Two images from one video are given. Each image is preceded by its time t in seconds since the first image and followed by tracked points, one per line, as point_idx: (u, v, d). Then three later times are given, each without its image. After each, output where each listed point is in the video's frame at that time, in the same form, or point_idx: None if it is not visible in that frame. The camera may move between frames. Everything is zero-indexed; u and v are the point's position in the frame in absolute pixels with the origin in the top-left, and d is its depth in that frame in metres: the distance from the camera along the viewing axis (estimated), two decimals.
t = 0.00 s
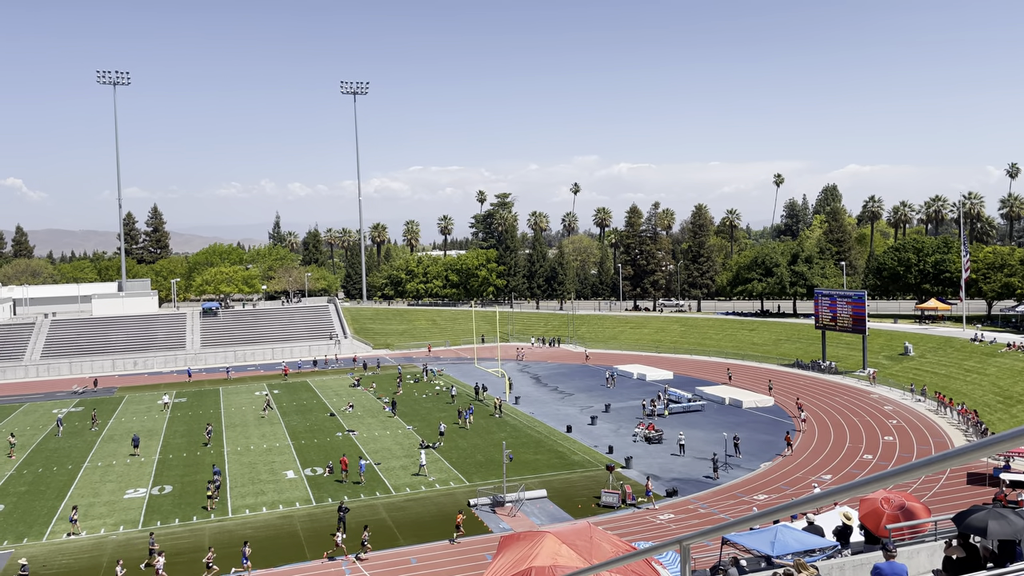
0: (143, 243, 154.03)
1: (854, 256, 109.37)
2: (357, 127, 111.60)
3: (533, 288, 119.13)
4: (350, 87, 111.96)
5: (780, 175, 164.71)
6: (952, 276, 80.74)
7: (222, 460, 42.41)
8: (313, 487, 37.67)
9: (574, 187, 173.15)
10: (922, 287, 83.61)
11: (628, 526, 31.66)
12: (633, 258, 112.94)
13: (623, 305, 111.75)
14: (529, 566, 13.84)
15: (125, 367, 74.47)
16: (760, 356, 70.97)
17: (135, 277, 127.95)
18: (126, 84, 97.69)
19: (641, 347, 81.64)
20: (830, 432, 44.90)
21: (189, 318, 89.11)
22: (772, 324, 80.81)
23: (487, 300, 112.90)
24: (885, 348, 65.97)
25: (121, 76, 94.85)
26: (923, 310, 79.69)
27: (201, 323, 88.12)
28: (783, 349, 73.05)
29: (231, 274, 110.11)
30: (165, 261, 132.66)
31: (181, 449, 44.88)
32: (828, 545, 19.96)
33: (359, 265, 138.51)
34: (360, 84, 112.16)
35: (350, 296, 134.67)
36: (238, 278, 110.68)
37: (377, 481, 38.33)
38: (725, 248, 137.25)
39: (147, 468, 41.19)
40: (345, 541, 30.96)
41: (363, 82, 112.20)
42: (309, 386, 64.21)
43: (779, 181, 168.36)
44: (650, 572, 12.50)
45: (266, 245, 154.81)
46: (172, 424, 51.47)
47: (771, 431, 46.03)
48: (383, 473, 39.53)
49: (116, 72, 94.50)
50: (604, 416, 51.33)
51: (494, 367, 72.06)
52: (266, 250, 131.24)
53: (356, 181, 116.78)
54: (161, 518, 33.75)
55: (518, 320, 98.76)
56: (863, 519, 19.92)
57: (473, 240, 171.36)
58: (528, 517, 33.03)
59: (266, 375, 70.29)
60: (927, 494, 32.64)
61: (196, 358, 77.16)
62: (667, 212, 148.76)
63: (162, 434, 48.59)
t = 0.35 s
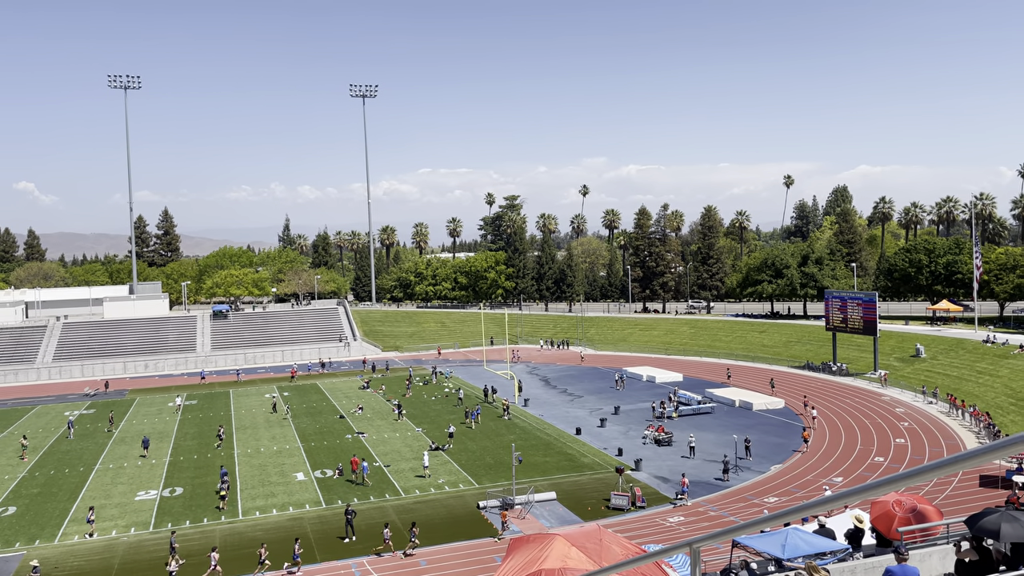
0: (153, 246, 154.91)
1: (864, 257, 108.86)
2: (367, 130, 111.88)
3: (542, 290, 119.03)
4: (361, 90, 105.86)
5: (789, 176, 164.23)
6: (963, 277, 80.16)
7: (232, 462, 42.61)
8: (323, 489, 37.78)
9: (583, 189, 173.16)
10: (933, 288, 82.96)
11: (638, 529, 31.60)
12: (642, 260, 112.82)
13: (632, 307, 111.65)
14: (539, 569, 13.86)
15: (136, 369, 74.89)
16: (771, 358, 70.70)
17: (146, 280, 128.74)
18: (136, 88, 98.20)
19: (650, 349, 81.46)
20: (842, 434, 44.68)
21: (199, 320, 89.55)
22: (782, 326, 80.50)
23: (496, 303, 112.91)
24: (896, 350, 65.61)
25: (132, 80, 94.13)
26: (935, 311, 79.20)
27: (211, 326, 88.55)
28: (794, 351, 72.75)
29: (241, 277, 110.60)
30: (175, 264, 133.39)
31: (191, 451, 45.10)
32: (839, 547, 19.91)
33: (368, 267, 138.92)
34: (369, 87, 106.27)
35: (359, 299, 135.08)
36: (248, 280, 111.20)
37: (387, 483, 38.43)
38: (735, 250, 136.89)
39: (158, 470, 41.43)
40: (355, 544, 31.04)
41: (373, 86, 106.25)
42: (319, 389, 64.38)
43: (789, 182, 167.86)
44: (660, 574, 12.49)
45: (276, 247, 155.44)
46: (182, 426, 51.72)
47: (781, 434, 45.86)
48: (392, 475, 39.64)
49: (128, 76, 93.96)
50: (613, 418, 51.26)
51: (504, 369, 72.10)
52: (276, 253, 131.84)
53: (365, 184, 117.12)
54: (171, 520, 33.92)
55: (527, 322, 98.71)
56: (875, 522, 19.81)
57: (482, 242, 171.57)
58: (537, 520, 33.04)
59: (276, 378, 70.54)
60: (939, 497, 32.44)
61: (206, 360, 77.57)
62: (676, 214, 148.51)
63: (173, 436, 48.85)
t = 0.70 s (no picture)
0: (166, 248, 155.93)
1: (876, 258, 108.28)
2: (377, 132, 112.34)
3: (553, 292, 119.00)
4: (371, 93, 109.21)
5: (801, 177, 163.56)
6: (976, 278, 79.34)
7: (244, 463, 42.86)
8: (334, 490, 37.92)
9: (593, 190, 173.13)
10: (946, 289, 82.16)
11: (649, 531, 31.52)
12: (652, 262, 112.63)
13: (643, 308, 111.44)
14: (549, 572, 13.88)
15: (148, 371, 75.43)
16: (782, 360, 70.39)
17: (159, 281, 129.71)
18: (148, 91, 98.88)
19: (661, 350, 81.26)
20: (854, 436, 44.41)
21: (211, 322, 90.11)
22: (793, 327, 80.13)
23: (506, 304, 112.96)
24: (909, 351, 65.19)
25: (144, 84, 96.12)
26: (948, 312, 78.60)
27: (223, 327, 89.06)
28: (806, 353, 72.37)
29: (253, 279, 111.21)
30: (187, 266, 134.29)
31: (203, 452, 45.40)
32: (851, 550, 19.83)
33: (379, 269, 139.36)
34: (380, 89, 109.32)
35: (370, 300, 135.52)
36: (259, 282, 111.78)
37: (397, 484, 38.53)
38: (746, 251, 136.42)
39: (170, 471, 41.74)
40: (365, 545, 31.12)
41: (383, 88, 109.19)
42: (330, 390, 64.64)
43: (800, 182, 167.19)
44: None
45: (287, 249, 156.17)
46: (194, 427, 52.06)
47: (793, 435, 45.63)
48: (402, 477, 39.73)
49: (139, 80, 95.59)
50: (624, 420, 51.15)
51: (514, 370, 72.12)
52: (287, 255, 132.52)
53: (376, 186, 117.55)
54: (183, 521, 34.14)
55: (538, 323, 98.70)
56: (887, 523, 19.68)
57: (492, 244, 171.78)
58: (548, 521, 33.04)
59: (287, 379, 70.85)
60: (952, 499, 32.20)
61: (218, 362, 78.05)
62: (687, 215, 148.23)
63: (185, 437, 49.16)
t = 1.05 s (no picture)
0: (180, 249, 157.21)
1: (891, 258, 107.47)
2: (390, 133, 112.92)
3: (565, 292, 118.92)
4: (385, 94, 108.07)
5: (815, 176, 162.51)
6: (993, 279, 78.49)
7: (258, 463, 43.16)
8: (347, 491, 38.10)
9: (605, 190, 172.99)
10: (962, 289, 81.46)
11: (661, 532, 31.49)
12: (665, 262, 112.35)
13: (655, 308, 111.21)
14: (561, 572, 13.93)
15: (163, 371, 76.09)
16: (796, 360, 70.05)
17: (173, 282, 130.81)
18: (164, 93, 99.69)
19: (674, 350, 81.04)
20: (868, 437, 44.15)
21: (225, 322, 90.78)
22: (807, 328, 79.70)
23: (518, 304, 113.03)
24: (924, 352, 64.70)
25: (158, 86, 97.21)
26: (964, 313, 77.87)
27: (237, 327, 89.67)
28: (819, 353, 71.94)
29: (266, 279, 111.84)
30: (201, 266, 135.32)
31: (216, 452, 45.76)
32: (867, 552, 19.76)
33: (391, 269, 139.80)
34: (393, 91, 108.16)
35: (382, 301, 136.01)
36: (273, 283, 112.42)
37: (410, 484, 38.68)
38: (759, 251, 135.81)
39: (185, 471, 42.10)
40: (376, 545, 31.27)
41: (396, 90, 108.06)
42: (343, 390, 64.95)
43: (813, 182, 166.16)
44: None
45: (300, 250, 156.99)
46: (208, 427, 52.50)
47: (807, 437, 45.37)
48: (414, 477, 39.85)
49: (154, 82, 95.97)
50: (637, 421, 51.08)
51: (526, 370, 72.16)
52: (300, 256, 133.23)
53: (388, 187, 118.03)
54: (198, 521, 34.40)
55: (550, 324, 98.70)
56: (903, 525, 19.62)
57: (504, 244, 171.90)
58: (560, 522, 33.08)
59: (300, 379, 71.30)
60: (968, 500, 31.96)
61: (231, 362, 78.59)
62: (700, 215, 147.68)
63: (199, 437, 49.55)
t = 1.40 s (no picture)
0: (197, 248, 158.70)
1: (909, 256, 106.48)
2: (404, 133, 113.75)
3: (579, 291, 118.75)
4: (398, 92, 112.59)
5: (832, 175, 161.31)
6: (1012, 278, 77.54)
7: (274, 460, 43.51)
8: (362, 488, 38.35)
9: (620, 189, 172.75)
10: (981, 288, 80.61)
11: (676, 531, 31.46)
12: (680, 261, 112.01)
13: (670, 307, 110.94)
14: (576, 571, 13.98)
15: (180, 369, 76.87)
16: (812, 359, 69.62)
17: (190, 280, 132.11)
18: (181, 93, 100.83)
19: (689, 349, 80.79)
20: (886, 437, 43.84)
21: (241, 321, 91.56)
22: (823, 327, 79.16)
23: (532, 303, 113.05)
24: (942, 351, 64.12)
25: (176, 86, 99.30)
26: (983, 312, 77.05)
27: (253, 326, 90.40)
28: (836, 353, 71.44)
29: (282, 278, 112.65)
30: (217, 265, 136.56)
31: (232, 449, 46.17)
32: (884, 552, 19.65)
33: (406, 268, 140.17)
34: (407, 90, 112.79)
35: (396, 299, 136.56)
36: (289, 281, 113.21)
37: (424, 482, 38.86)
38: (775, 249, 135.05)
39: (202, 468, 42.53)
40: (389, 543, 31.44)
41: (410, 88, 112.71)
42: (358, 388, 65.34)
43: (830, 180, 164.91)
44: None
45: (316, 249, 158.01)
46: (225, 424, 52.99)
47: (824, 437, 45.09)
48: (429, 475, 40.03)
49: (172, 81, 99.03)
50: (651, 420, 50.99)
51: (540, 369, 72.22)
52: (315, 254, 134.10)
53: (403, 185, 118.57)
54: (214, 517, 34.76)
55: (564, 322, 98.69)
56: (920, 526, 19.55)
57: (518, 243, 172.04)
58: (575, 521, 33.12)
59: (315, 377, 71.78)
60: (986, 501, 31.67)
61: (248, 360, 79.28)
62: (715, 213, 147.04)
63: (215, 434, 50.01)
